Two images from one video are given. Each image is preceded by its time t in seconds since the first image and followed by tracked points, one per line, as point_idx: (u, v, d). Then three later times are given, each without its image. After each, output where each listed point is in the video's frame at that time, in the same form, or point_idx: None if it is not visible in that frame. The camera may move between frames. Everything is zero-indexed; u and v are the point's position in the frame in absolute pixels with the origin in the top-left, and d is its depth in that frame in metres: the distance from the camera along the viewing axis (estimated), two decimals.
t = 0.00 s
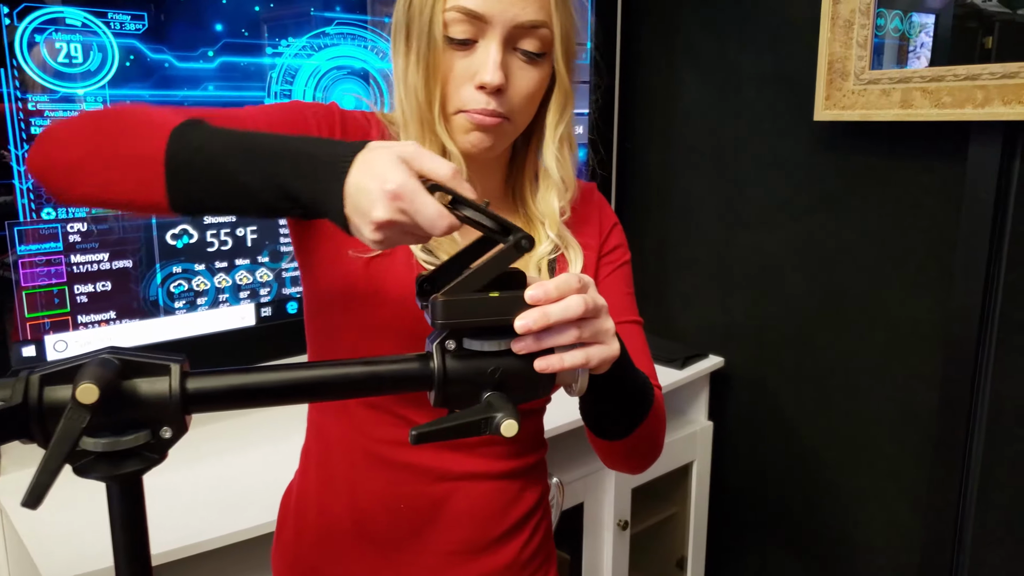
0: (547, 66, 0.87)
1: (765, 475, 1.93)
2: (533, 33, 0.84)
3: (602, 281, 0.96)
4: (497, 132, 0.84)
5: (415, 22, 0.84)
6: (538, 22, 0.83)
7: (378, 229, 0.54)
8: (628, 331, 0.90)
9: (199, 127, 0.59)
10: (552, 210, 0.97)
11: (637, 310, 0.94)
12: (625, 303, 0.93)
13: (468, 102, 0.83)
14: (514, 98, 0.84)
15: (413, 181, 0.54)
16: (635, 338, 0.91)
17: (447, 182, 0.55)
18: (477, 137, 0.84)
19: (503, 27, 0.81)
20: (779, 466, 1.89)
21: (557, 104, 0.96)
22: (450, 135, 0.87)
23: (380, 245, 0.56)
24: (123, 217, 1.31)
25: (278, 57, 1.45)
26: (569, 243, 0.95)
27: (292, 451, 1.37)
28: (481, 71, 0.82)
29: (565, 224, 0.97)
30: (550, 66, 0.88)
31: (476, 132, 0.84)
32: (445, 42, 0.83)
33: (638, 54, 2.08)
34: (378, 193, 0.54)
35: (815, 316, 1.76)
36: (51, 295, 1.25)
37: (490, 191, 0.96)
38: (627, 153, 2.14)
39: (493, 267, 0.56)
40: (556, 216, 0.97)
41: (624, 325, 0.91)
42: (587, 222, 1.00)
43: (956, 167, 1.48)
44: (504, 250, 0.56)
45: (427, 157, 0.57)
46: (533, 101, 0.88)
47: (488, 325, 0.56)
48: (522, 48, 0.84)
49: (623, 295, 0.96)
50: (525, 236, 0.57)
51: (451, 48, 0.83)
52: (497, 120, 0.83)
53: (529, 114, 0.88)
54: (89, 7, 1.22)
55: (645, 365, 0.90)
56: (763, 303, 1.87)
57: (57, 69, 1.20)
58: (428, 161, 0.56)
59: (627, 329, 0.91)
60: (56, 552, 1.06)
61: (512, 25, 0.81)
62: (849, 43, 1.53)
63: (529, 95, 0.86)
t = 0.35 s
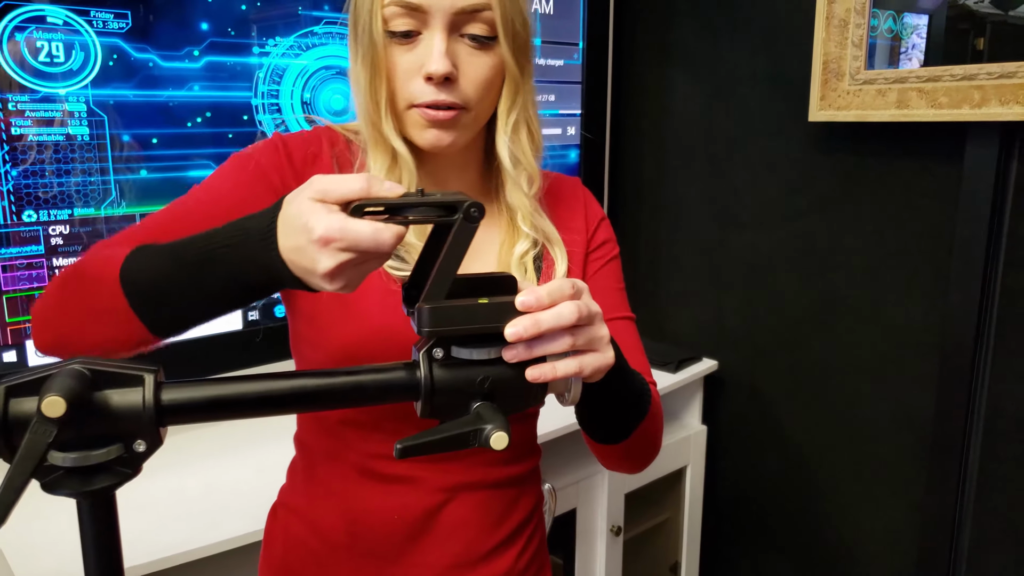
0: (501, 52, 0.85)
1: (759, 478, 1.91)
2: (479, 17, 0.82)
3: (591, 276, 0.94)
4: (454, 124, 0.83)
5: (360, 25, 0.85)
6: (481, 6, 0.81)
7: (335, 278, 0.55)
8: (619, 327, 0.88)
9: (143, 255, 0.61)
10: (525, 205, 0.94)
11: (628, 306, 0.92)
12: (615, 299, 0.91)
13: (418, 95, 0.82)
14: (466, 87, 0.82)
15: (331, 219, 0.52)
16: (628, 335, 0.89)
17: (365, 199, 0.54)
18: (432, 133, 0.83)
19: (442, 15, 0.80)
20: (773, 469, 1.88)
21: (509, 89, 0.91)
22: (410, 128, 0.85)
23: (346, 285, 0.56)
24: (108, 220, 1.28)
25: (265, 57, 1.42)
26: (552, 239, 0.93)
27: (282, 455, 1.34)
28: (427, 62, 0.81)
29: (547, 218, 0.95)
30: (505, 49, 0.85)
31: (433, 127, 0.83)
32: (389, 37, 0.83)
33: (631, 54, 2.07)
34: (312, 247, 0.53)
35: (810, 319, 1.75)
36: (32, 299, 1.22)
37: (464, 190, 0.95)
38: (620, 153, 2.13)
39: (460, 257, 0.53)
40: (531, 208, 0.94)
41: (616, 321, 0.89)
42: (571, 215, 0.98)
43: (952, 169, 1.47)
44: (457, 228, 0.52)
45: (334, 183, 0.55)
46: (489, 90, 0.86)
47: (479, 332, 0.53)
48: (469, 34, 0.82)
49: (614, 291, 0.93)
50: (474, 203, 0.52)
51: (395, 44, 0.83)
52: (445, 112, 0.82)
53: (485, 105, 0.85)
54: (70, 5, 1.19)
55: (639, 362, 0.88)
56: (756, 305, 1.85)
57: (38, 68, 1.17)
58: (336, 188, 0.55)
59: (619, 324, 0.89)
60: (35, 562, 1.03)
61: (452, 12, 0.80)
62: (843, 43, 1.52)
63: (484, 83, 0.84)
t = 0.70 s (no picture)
0: (468, 45, 0.83)
1: (759, 480, 1.90)
2: (440, 11, 0.80)
3: (591, 275, 0.92)
4: (431, 123, 0.81)
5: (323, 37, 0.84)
6: None
7: (322, 281, 0.53)
8: (621, 326, 0.87)
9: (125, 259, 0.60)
10: (500, 198, 0.93)
11: (630, 304, 0.90)
12: (616, 297, 0.90)
13: (390, 98, 0.80)
14: (437, 84, 0.81)
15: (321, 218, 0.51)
16: (630, 334, 0.87)
17: (359, 200, 0.53)
18: (405, 136, 0.82)
19: (401, 15, 0.78)
20: (772, 472, 1.86)
21: (477, 84, 0.88)
22: (384, 132, 0.84)
23: (334, 288, 0.55)
24: (99, 222, 1.26)
25: (259, 56, 1.40)
26: (541, 238, 0.91)
27: (279, 460, 1.32)
28: (394, 64, 0.79)
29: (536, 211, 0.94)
30: (473, 41, 0.83)
31: (410, 129, 0.81)
32: (352, 42, 0.82)
33: (629, 54, 2.05)
34: (299, 247, 0.52)
35: (810, 320, 1.73)
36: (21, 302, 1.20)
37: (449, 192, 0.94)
38: (617, 154, 2.12)
39: (454, 263, 0.51)
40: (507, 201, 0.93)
41: (617, 320, 0.87)
42: (568, 210, 0.97)
43: (954, 170, 1.46)
44: (450, 232, 0.50)
45: (328, 184, 0.54)
46: (459, 86, 0.84)
47: (475, 340, 0.51)
48: (433, 29, 0.81)
49: (614, 290, 0.91)
50: (469, 206, 0.50)
51: (359, 49, 0.82)
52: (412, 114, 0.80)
53: (457, 103, 0.84)
54: (60, 4, 1.17)
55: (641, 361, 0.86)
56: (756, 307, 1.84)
57: (28, 68, 1.15)
58: (330, 188, 0.53)
59: (621, 323, 0.87)
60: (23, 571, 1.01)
61: (411, 10, 0.78)
62: (844, 43, 1.51)
63: (456, 78, 0.83)
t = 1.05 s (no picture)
0: (473, 38, 0.81)
1: (763, 482, 1.88)
2: (445, 3, 0.78)
3: (601, 272, 0.91)
4: (437, 117, 0.80)
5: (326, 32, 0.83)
6: None
7: (333, 280, 0.52)
8: (631, 325, 0.85)
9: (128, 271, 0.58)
10: (506, 191, 0.91)
11: (640, 303, 0.89)
12: (625, 295, 0.88)
13: (395, 93, 0.79)
14: (442, 78, 0.80)
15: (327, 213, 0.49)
16: (638, 333, 0.85)
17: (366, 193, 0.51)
18: (410, 131, 0.80)
19: (405, 8, 0.76)
20: (776, 473, 1.85)
21: (483, 77, 0.87)
22: (389, 128, 0.82)
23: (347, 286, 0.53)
24: (96, 220, 1.24)
25: (260, 52, 1.38)
26: (549, 234, 0.89)
27: (279, 461, 1.30)
28: (398, 58, 0.77)
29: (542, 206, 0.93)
30: (478, 34, 0.82)
31: (416, 123, 0.80)
32: (356, 37, 0.81)
33: (632, 52, 2.04)
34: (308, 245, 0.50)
35: (815, 320, 1.72)
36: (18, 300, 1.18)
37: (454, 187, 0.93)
38: (620, 152, 2.10)
39: (465, 259, 0.50)
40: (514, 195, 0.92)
41: (626, 319, 0.86)
42: (578, 207, 0.95)
43: (961, 168, 1.44)
44: (462, 226, 0.49)
45: (333, 179, 0.52)
46: (464, 80, 0.82)
47: (485, 338, 0.50)
48: (437, 22, 0.79)
49: (622, 288, 0.90)
50: (481, 200, 0.49)
51: (362, 43, 0.80)
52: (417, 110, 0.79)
53: (463, 97, 0.82)
54: None
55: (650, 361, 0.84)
56: (760, 307, 1.82)
57: (25, 62, 1.13)
58: (333, 183, 0.52)
59: (630, 322, 0.86)
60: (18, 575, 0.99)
61: (415, 3, 0.76)
62: (851, 39, 1.49)
63: (462, 72, 0.81)
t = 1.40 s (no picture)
0: (467, 39, 0.80)
1: (765, 484, 1.87)
2: (439, 4, 0.77)
3: (602, 278, 0.89)
4: (432, 120, 0.79)
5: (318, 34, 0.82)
6: None
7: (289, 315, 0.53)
8: (632, 331, 0.84)
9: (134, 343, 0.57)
10: (502, 195, 0.90)
11: (641, 308, 0.88)
12: (626, 301, 0.87)
13: (389, 96, 0.77)
14: (437, 80, 0.78)
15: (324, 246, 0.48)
16: (640, 339, 0.84)
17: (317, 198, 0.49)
18: (404, 134, 0.79)
19: (398, 10, 0.75)
20: (778, 476, 1.84)
21: (478, 79, 0.86)
22: (383, 131, 0.81)
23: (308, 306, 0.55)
24: (92, 222, 1.23)
25: (258, 52, 1.37)
26: (546, 238, 0.88)
27: (277, 467, 1.29)
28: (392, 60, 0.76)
29: (539, 210, 0.92)
30: (473, 35, 0.81)
31: (411, 126, 0.78)
32: (348, 38, 0.80)
33: (632, 52, 2.03)
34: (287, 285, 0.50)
35: (817, 322, 1.70)
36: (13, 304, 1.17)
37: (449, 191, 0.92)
38: (621, 153, 2.09)
39: (463, 264, 0.49)
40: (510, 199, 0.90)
41: (628, 326, 0.84)
42: (578, 210, 0.94)
43: (965, 169, 1.43)
44: (459, 231, 0.48)
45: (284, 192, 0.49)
46: (459, 82, 0.81)
47: (483, 346, 0.49)
48: (431, 24, 0.78)
49: (624, 294, 0.89)
50: (479, 203, 0.48)
51: (355, 46, 0.79)
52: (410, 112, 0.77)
53: (458, 98, 0.81)
54: None
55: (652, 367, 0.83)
56: (762, 308, 1.81)
57: (19, 63, 1.12)
58: (295, 196, 0.49)
59: (632, 328, 0.84)
60: None
61: (408, 5, 0.75)
62: (853, 39, 1.48)
63: (457, 74, 0.80)
